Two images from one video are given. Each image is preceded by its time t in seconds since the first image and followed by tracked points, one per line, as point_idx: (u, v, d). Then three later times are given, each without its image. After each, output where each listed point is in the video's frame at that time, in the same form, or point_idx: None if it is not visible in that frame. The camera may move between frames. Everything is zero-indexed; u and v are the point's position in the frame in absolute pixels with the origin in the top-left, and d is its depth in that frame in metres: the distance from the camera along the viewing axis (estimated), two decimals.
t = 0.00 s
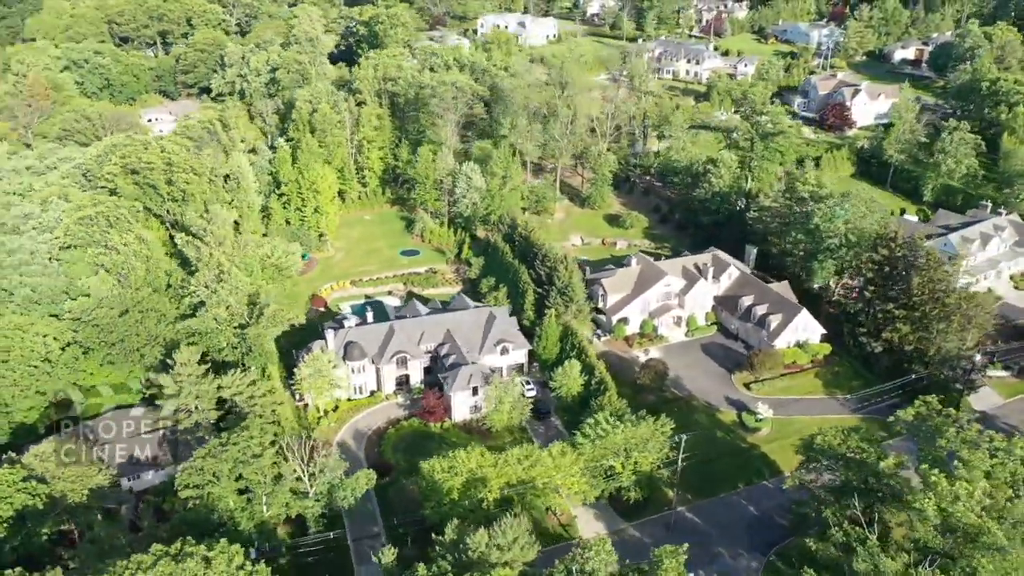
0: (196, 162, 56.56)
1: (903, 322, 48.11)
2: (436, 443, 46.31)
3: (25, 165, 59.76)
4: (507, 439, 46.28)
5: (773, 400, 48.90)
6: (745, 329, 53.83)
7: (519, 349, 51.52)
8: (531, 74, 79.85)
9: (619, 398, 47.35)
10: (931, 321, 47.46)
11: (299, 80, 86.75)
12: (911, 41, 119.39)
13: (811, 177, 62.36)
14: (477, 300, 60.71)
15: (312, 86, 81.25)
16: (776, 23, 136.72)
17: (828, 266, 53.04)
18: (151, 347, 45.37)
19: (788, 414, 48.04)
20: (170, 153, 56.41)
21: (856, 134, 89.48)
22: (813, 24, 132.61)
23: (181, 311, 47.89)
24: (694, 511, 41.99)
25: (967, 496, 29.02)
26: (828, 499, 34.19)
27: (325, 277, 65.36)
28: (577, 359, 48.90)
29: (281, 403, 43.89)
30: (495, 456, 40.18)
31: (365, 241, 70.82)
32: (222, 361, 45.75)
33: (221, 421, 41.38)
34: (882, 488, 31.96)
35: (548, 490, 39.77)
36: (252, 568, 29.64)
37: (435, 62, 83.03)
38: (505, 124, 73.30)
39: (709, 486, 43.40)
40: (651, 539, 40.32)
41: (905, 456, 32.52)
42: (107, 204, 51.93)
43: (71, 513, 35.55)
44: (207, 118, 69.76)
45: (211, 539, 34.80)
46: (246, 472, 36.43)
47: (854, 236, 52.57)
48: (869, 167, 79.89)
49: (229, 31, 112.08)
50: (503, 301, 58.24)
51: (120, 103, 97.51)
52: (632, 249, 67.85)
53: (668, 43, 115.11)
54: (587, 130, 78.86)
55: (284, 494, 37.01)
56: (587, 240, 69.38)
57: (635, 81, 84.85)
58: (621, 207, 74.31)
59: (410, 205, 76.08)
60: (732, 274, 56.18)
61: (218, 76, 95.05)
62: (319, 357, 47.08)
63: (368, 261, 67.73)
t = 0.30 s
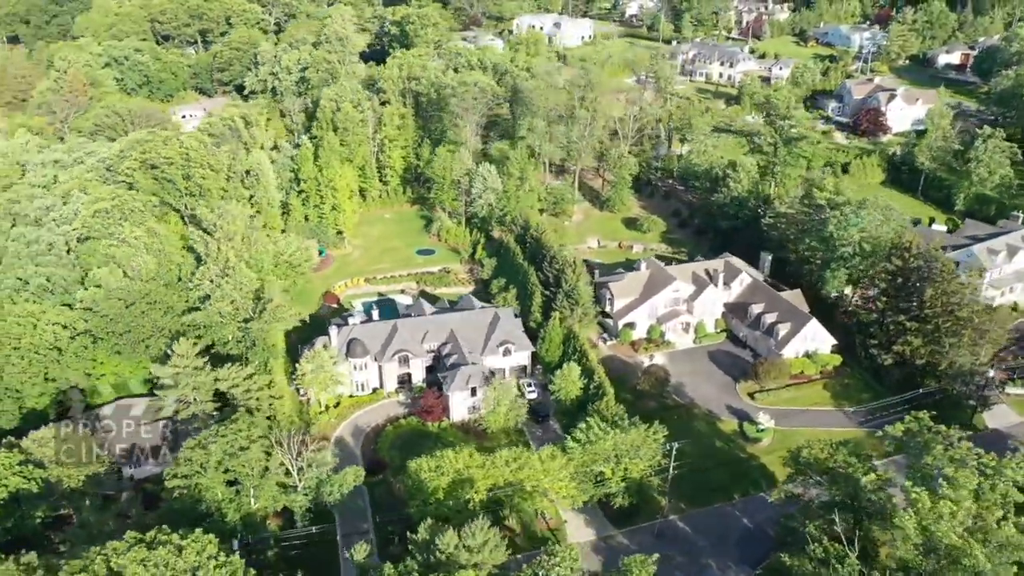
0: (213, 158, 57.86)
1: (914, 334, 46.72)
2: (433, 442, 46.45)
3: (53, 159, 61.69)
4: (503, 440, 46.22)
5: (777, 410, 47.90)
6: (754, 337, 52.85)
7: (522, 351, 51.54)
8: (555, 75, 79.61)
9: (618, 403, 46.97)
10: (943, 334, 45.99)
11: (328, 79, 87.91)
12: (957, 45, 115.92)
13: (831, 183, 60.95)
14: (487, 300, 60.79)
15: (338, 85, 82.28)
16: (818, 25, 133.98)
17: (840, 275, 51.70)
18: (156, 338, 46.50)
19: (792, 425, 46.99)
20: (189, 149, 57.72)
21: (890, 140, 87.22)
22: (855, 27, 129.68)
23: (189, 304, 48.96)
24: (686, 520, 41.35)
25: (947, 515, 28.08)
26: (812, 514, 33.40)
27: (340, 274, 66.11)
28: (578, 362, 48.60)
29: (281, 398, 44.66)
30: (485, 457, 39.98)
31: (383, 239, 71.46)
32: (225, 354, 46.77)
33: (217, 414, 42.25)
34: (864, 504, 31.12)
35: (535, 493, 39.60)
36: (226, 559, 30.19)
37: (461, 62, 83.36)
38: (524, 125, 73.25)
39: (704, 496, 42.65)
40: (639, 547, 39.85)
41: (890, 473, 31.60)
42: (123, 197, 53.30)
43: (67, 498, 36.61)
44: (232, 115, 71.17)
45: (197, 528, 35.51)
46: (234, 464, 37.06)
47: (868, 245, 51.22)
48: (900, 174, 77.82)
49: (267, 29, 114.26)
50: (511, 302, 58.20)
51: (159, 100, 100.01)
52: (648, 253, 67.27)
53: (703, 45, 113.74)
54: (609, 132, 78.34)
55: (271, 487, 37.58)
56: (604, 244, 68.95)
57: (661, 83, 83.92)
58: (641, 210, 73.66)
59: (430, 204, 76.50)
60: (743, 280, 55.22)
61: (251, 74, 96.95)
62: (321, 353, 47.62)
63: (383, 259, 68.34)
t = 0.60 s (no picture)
0: (230, 154, 59.15)
1: (924, 347, 45.29)
2: (429, 440, 46.61)
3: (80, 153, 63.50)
4: (499, 441, 46.09)
5: (780, 421, 46.91)
6: (762, 346, 51.87)
7: (525, 353, 51.45)
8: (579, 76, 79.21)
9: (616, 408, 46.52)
10: (955, 348, 44.50)
11: (356, 78, 88.85)
12: (1004, 49, 112.35)
13: (851, 189, 59.45)
14: (497, 301, 60.77)
15: (364, 84, 83.11)
16: (860, 28, 131.07)
17: (852, 283, 50.38)
18: (163, 330, 47.54)
19: (795, 437, 45.94)
20: (206, 145, 59.04)
21: (925, 146, 84.75)
22: (899, 30, 126.52)
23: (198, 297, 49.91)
24: (676, 529, 40.71)
25: (924, 534, 27.13)
26: (795, 528, 32.58)
27: (355, 271, 66.72)
28: (578, 366, 48.29)
29: (280, 391, 45.32)
30: (473, 457, 40.23)
31: (400, 237, 71.94)
32: (229, 346, 47.70)
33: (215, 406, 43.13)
34: (845, 520, 30.24)
35: (523, 496, 39.53)
36: (200, 547, 30.65)
37: (486, 62, 83.50)
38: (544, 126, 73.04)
39: (696, 506, 41.94)
40: (626, 554, 39.36)
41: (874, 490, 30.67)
42: (140, 190, 54.69)
43: (65, 483, 37.70)
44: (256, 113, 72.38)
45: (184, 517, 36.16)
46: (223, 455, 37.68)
47: (881, 253, 49.84)
48: (931, 182, 75.56)
49: (303, 28, 116.00)
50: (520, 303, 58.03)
51: (195, 97, 102.18)
52: (664, 257, 66.58)
53: (738, 47, 112.09)
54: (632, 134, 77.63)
55: (259, 479, 38.15)
56: (620, 247, 68.39)
57: (688, 85, 82.87)
58: (660, 214, 72.85)
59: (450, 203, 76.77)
60: (754, 287, 54.22)
61: (284, 71, 98.52)
62: (322, 349, 48.13)
63: (399, 257, 68.80)
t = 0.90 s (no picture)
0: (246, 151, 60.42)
1: (933, 360, 43.86)
2: (426, 438, 46.73)
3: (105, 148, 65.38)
4: (494, 442, 46.01)
5: (782, 432, 45.93)
6: (770, 354, 50.88)
7: (528, 354, 51.33)
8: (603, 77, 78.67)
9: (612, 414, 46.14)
10: (965, 362, 43.00)
11: (383, 77, 89.55)
12: None
13: (872, 196, 57.90)
14: (507, 301, 60.71)
15: (389, 82, 83.79)
16: (904, 30, 127.80)
17: (864, 292, 49.06)
18: (171, 321, 48.63)
19: (797, 448, 44.94)
20: (224, 141, 60.32)
21: (962, 153, 82.14)
22: (945, 33, 123.03)
23: (206, 291, 50.92)
24: (665, 538, 40.10)
25: (898, 553, 26.28)
26: (775, 541, 31.86)
27: (370, 268, 67.33)
28: (578, 369, 47.96)
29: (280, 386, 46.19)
30: (461, 457, 40.28)
31: (417, 236, 72.37)
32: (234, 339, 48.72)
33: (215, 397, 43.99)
34: (822, 535, 29.47)
35: (510, 497, 39.40)
36: (177, 537, 31.23)
37: (511, 62, 83.47)
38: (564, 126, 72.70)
39: (688, 514, 41.23)
40: (613, 560, 38.88)
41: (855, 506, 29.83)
42: (157, 184, 56.16)
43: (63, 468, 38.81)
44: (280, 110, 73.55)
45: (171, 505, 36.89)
46: (214, 446, 38.38)
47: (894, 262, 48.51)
48: (964, 190, 73.20)
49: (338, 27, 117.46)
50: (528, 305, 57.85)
51: (230, 94, 104.27)
52: (681, 261, 65.92)
53: (773, 49, 110.02)
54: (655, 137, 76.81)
55: (249, 471, 38.73)
56: (636, 250, 67.73)
57: (714, 88, 81.72)
58: (680, 218, 71.96)
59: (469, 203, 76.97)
60: (765, 294, 53.17)
61: (315, 70, 99.86)
62: (324, 345, 48.63)
63: (414, 256, 69.21)
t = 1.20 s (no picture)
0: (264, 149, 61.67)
1: (942, 374, 42.46)
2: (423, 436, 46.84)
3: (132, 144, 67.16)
4: (491, 442, 45.91)
5: (784, 442, 44.92)
6: (777, 363, 49.81)
7: (531, 355, 51.15)
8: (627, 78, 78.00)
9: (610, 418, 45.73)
10: (975, 377, 41.52)
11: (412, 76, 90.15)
12: None
13: (893, 204, 56.30)
14: (518, 302, 60.58)
15: (415, 82, 84.32)
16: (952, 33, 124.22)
17: (876, 302, 47.70)
18: (180, 312, 49.73)
19: (798, 460, 43.90)
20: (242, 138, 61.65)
21: (1000, 161, 79.52)
22: (994, 37, 119.26)
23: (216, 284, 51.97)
24: (654, 546, 39.35)
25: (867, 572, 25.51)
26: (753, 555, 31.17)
27: (387, 265, 67.77)
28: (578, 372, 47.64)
29: (281, 381, 46.97)
30: (450, 457, 40.42)
31: (435, 234, 72.65)
32: (241, 332, 49.59)
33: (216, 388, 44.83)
34: (797, 550, 28.76)
35: (497, 499, 39.27)
36: (157, 524, 31.88)
37: (537, 62, 83.30)
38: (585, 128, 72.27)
39: (680, 523, 40.39)
40: (599, 565, 38.47)
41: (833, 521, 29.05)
42: (174, 179, 57.43)
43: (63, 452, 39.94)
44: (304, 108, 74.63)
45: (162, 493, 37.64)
46: (207, 437, 39.13)
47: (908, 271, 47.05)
48: (999, 200, 70.66)
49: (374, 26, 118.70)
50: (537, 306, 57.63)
51: (265, 91, 106.02)
52: (698, 266, 64.98)
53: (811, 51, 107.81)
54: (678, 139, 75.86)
55: (240, 462, 39.34)
56: (652, 254, 66.94)
57: (742, 90, 80.43)
58: (700, 222, 70.91)
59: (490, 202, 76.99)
60: (776, 302, 52.13)
61: (348, 68, 101.03)
62: (328, 340, 49.15)
63: (431, 254, 69.46)
